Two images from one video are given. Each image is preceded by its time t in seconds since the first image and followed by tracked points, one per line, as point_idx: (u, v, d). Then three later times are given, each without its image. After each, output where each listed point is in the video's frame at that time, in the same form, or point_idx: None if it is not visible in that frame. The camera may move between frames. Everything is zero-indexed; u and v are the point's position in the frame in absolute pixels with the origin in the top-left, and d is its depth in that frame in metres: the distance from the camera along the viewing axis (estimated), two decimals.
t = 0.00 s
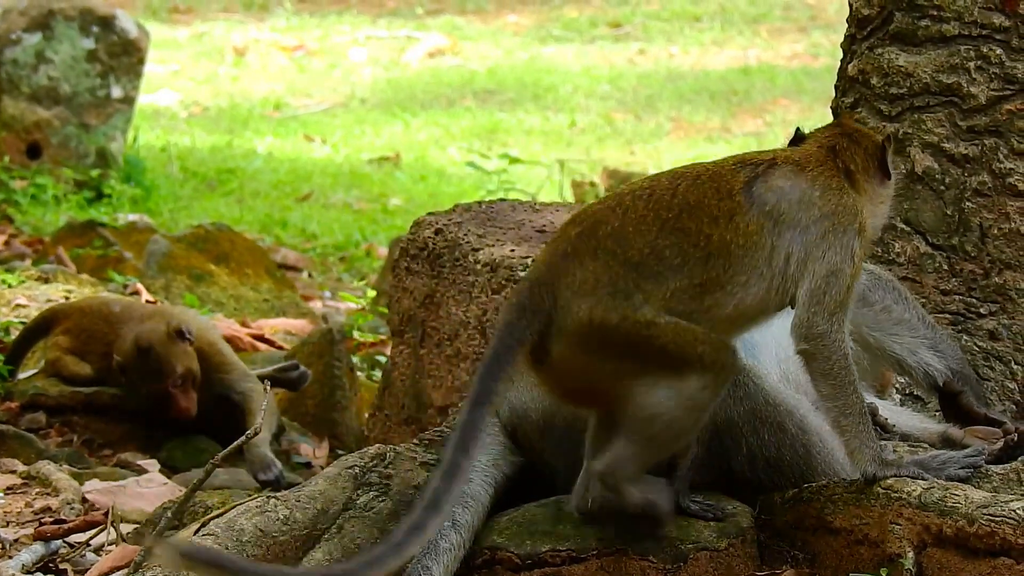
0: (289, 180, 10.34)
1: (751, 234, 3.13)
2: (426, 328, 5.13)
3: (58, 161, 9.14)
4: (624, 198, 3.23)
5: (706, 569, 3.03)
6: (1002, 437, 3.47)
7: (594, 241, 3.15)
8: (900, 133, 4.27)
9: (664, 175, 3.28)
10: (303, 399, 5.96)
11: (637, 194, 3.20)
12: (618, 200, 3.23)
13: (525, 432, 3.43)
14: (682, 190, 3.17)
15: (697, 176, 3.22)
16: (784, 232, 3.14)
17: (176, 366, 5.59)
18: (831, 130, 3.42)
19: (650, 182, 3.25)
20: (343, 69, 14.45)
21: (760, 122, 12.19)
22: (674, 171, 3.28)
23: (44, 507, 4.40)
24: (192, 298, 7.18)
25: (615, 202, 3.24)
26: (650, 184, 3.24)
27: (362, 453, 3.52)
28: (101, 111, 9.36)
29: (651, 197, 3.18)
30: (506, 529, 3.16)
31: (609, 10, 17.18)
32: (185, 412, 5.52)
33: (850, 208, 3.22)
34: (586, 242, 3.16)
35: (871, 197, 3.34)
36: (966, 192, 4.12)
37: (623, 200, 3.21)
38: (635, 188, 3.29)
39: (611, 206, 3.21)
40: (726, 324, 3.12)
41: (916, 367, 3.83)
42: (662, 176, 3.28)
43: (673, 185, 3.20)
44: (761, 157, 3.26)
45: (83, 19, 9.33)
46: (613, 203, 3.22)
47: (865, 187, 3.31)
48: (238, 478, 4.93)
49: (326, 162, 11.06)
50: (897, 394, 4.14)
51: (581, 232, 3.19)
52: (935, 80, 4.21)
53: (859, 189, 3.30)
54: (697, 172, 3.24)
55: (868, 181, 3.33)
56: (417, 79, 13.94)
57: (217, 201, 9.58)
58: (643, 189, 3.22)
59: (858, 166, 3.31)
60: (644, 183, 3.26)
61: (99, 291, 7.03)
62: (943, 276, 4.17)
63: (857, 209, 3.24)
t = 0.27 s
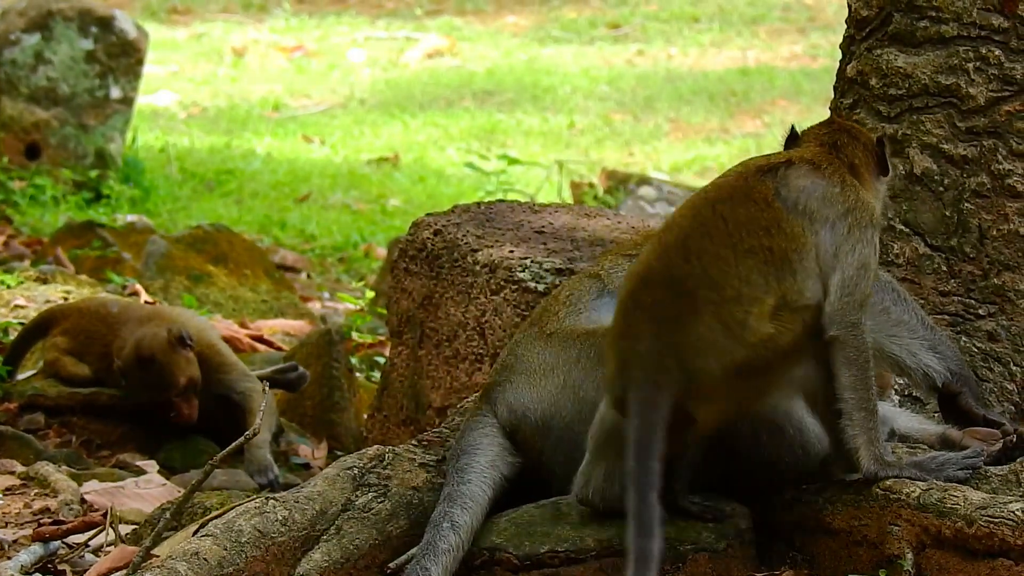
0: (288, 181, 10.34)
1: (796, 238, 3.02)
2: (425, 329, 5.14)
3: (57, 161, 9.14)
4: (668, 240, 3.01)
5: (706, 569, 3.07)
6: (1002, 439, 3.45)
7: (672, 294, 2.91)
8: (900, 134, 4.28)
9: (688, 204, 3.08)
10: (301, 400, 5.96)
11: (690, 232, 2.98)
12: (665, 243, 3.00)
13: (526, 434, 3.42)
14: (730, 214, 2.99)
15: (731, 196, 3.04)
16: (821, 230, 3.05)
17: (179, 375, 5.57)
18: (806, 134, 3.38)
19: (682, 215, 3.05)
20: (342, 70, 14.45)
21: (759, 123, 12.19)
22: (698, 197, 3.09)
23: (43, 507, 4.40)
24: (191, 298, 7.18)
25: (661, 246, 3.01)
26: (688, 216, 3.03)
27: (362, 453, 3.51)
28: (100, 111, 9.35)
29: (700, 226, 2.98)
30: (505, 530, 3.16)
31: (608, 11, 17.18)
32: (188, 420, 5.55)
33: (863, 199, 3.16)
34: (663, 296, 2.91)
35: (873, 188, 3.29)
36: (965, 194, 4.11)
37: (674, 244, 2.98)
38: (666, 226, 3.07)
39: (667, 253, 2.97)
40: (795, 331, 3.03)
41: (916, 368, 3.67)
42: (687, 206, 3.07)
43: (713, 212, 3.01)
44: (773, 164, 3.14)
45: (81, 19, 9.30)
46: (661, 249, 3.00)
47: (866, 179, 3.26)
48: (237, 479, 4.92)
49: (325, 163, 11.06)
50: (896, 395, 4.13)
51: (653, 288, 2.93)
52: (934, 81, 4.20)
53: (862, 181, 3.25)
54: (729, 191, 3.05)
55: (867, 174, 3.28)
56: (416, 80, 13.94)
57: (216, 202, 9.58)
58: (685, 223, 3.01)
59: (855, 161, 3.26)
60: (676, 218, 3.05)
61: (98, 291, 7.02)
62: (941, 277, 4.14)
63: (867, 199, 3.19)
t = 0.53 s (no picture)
0: (287, 181, 10.34)
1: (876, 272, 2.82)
2: (423, 329, 5.14)
3: (56, 161, 9.14)
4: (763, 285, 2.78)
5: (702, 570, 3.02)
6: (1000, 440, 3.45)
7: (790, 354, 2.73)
8: (898, 134, 4.26)
9: (770, 236, 2.83)
10: (300, 400, 5.95)
11: (791, 279, 2.76)
12: (762, 290, 2.78)
13: (524, 434, 3.42)
14: (823, 254, 2.76)
15: (812, 230, 2.80)
16: (882, 251, 2.85)
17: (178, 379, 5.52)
18: (792, 122, 3.06)
19: (768, 252, 2.81)
20: (341, 69, 14.44)
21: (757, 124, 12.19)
22: (776, 226, 2.84)
23: (41, 507, 4.40)
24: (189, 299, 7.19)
25: (757, 292, 2.79)
26: (780, 255, 2.79)
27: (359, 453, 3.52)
28: (99, 111, 9.34)
29: (791, 272, 2.76)
30: (502, 530, 3.16)
31: (607, 11, 17.18)
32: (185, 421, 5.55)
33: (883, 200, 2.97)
34: (780, 356, 2.73)
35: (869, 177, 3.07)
36: (963, 194, 4.09)
37: (773, 292, 2.76)
38: (749, 261, 2.83)
39: (771, 305, 2.76)
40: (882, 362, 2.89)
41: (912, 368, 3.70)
42: (769, 239, 2.83)
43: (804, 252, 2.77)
44: (828, 182, 2.89)
45: (80, 19, 9.29)
46: (761, 298, 2.77)
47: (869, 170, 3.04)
48: (235, 478, 4.92)
49: (323, 163, 11.07)
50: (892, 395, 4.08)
51: (768, 348, 2.74)
52: (932, 81, 4.20)
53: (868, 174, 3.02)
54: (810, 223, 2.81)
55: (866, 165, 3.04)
56: (415, 80, 13.95)
57: (215, 202, 9.57)
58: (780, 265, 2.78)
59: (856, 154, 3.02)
60: (761, 255, 2.81)
61: (97, 290, 7.02)
62: (940, 278, 4.09)
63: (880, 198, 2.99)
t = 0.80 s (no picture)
0: (286, 180, 10.33)
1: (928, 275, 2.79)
2: (422, 328, 5.14)
3: (54, 160, 9.14)
4: (851, 302, 2.68)
5: (701, 569, 3.03)
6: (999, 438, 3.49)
7: (883, 374, 2.64)
8: (897, 132, 4.24)
9: (845, 251, 2.74)
10: (300, 398, 5.96)
11: (880, 296, 2.67)
12: (851, 307, 2.67)
13: (523, 432, 3.42)
14: (904, 271, 2.70)
15: (885, 247, 2.73)
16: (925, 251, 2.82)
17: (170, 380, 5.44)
18: (762, 137, 3.09)
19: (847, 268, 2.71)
20: (340, 68, 14.43)
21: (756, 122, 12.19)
22: (848, 241, 2.75)
23: (40, 506, 4.40)
24: (188, 297, 7.18)
25: (843, 309, 2.68)
26: (863, 273, 2.70)
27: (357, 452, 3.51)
28: (97, 110, 9.34)
29: (868, 286, 2.68)
30: (501, 528, 3.15)
31: (606, 9, 17.17)
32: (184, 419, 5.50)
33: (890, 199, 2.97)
34: (875, 374, 2.64)
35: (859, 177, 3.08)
36: (962, 192, 4.08)
37: (862, 309, 2.67)
38: (827, 277, 2.72)
39: (865, 324, 2.65)
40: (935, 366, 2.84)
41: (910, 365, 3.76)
42: (847, 256, 2.73)
43: (886, 269, 2.70)
44: (866, 193, 2.84)
45: (78, 17, 9.28)
46: (850, 315, 2.67)
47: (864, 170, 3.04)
48: (234, 477, 4.91)
49: (322, 161, 11.06)
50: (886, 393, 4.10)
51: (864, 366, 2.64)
52: (931, 79, 4.19)
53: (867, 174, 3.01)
54: (883, 240, 2.74)
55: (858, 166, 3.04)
56: (414, 79, 13.94)
57: (213, 201, 9.57)
58: (865, 283, 2.69)
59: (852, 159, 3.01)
60: (841, 272, 2.71)
61: (95, 289, 7.02)
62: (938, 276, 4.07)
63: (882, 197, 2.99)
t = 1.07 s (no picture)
0: (286, 178, 10.33)
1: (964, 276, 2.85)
2: (422, 326, 5.14)
3: (54, 158, 9.13)
4: (912, 310, 2.72)
5: (701, 569, 3.08)
6: (1000, 437, 3.49)
7: (928, 382, 2.72)
8: (897, 131, 4.21)
9: (910, 257, 2.77)
10: (299, 396, 5.95)
11: (941, 306, 2.72)
12: (912, 315, 2.72)
13: (522, 430, 3.41)
14: (960, 282, 2.76)
15: (943, 254, 2.78)
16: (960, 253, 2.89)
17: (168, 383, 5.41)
18: (778, 134, 3.12)
19: (911, 274, 2.75)
20: (340, 67, 14.43)
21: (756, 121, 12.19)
22: (911, 246, 2.78)
23: (40, 504, 4.41)
24: (188, 295, 7.18)
25: (903, 315, 2.72)
26: (928, 281, 2.74)
27: (356, 451, 3.51)
28: (98, 108, 9.33)
29: (919, 295, 2.72)
30: (501, 527, 3.15)
31: (606, 8, 17.17)
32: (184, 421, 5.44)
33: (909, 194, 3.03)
34: (920, 384, 2.72)
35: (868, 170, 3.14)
36: (962, 191, 4.07)
37: (922, 318, 2.71)
38: (891, 282, 2.75)
39: (923, 333, 2.71)
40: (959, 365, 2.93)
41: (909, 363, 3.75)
42: (912, 261, 2.76)
43: (947, 279, 2.74)
44: (913, 196, 2.89)
45: (79, 16, 9.27)
46: (911, 322, 2.71)
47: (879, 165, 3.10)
48: (234, 476, 4.91)
49: (322, 160, 11.06)
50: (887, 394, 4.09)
51: (913, 374, 2.72)
52: (931, 78, 4.17)
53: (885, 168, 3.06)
54: (943, 248, 2.79)
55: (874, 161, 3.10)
56: (413, 77, 13.94)
57: (213, 199, 9.57)
58: (929, 291, 2.73)
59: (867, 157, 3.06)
60: (906, 276, 2.75)
61: (95, 287, 7.03)
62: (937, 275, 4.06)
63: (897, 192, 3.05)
